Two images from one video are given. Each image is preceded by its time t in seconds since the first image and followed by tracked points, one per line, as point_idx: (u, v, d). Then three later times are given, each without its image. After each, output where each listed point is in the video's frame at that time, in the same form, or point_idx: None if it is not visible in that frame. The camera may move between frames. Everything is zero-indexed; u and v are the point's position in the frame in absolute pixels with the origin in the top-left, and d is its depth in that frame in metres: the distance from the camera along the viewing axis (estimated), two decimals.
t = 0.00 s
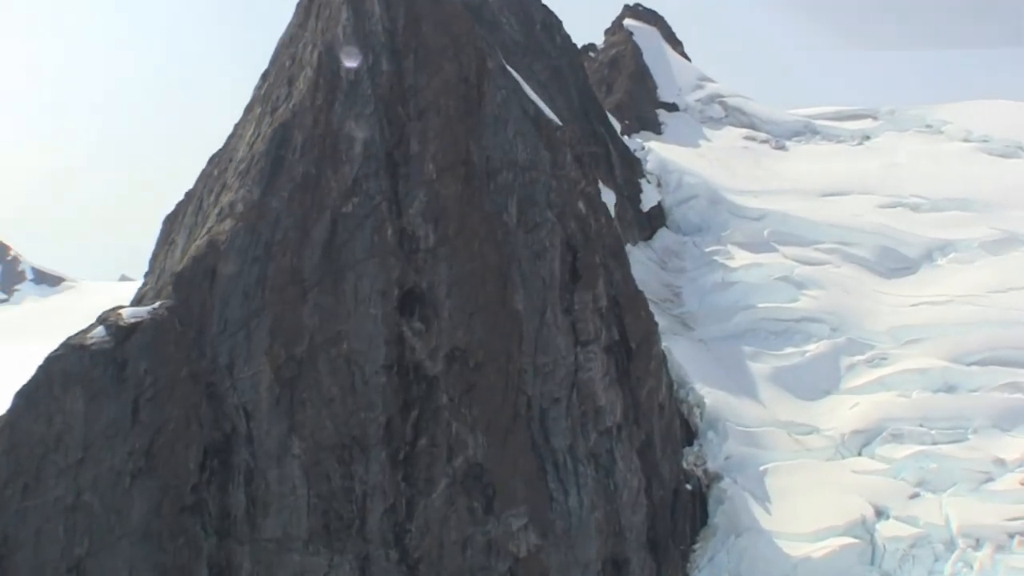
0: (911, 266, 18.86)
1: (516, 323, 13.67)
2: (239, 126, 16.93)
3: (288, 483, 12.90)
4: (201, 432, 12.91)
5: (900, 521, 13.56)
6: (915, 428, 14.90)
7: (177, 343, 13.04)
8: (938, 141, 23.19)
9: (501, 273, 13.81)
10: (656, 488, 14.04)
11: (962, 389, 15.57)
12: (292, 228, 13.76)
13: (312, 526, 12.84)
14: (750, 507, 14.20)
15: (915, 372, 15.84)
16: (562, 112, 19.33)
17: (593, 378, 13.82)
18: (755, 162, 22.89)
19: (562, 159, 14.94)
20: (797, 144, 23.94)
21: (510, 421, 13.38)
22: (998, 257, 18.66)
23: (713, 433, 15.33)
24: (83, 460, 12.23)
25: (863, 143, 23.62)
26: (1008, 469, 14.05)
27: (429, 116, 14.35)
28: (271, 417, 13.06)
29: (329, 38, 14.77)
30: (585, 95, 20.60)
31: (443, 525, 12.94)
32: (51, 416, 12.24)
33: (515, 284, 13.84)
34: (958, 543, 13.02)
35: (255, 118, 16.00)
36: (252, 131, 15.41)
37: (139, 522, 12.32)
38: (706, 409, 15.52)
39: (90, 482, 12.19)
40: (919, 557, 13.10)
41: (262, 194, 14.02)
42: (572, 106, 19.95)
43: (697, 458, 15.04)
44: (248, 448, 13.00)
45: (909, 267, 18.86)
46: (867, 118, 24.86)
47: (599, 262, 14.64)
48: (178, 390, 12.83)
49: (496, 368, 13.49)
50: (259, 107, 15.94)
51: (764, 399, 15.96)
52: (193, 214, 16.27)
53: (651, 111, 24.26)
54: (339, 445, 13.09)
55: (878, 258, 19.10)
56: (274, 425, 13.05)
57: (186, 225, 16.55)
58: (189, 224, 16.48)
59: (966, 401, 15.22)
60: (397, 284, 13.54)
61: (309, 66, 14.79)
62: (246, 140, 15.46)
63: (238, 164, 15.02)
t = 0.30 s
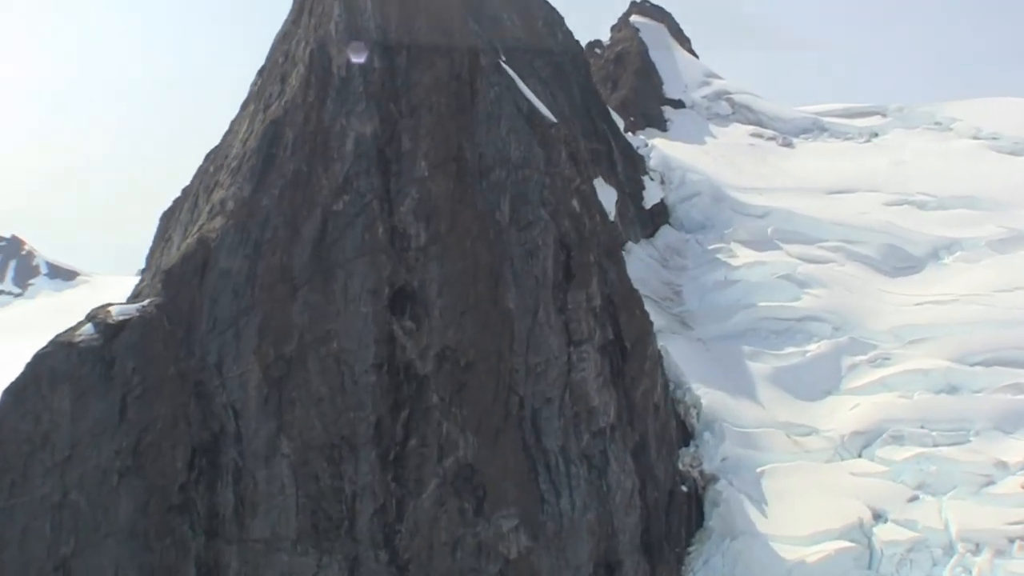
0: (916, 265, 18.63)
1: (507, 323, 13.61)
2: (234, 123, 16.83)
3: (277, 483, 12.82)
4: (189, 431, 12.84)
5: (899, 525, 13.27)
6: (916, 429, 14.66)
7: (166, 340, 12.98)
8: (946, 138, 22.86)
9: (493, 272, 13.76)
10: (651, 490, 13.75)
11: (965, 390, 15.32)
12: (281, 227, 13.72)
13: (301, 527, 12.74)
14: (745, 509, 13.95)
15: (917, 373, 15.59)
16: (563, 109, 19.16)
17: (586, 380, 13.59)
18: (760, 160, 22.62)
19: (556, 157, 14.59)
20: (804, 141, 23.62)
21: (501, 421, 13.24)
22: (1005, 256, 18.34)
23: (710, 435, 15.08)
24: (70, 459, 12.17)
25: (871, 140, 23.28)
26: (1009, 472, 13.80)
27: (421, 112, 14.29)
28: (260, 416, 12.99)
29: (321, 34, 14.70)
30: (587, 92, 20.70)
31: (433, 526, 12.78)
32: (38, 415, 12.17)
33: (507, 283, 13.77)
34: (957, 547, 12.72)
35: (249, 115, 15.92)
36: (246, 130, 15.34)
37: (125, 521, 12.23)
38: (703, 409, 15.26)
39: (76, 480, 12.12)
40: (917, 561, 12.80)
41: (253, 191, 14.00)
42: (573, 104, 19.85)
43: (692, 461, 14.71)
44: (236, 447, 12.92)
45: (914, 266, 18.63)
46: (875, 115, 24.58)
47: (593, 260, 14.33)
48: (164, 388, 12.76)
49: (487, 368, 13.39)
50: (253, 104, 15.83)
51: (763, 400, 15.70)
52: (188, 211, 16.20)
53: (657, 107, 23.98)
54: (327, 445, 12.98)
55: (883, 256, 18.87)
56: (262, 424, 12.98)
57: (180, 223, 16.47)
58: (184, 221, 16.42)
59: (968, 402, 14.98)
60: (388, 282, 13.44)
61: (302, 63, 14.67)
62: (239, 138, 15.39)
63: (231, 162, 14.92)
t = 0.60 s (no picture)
0: (923, 265, 18.38)
1: (498, 322, 13.42)
2: (231, 120, 16.80)
3: (264, 482, 12.80)
4: (175, 429, 12.88)
5: (895, 529, 13.05)
6: (915, 431, 14.49)
7: (155, 336, 13.03)
8: (957, 135, 22.53)
9: (485, 270, 13.59)
10: (643, 491, 13.53)
11: (965, 392, 15.18)
12: (272, 222, 13.69)
13: (287, 527, 12.72)
14: (738, 512, 13.69)
15: (918, 374, 15.44)
16: (564, 106, 19.04)
17: (578, 381, 13.34)
18: (767, 157, 22.33)
19: (551, 155, 14.31)
20: (812, 139, 23.34)
21: (491, 421, 13.10)
22: (1011, 255, 18.09)
23: (704, 436, 14.79)
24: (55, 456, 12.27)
25: (880, 138, 22.97)
26: (1009, 476, 13.61)
27: (414, 109, 14.17)
28: (248, 414, 12.98)
29: (316, 31, 14.69)
30: (590, 89, 20.33)
31: (421, 527, 12.70)
32: (25, 412, 12.35)
33: (499, 281, 13.56)
34: (954, 552, 12.53)
35: (244, 111, 15.91)
36: (241, 126, 15.31)
37: (110, 518, 12.31)
38: (698, 410, 14.98)
39: (61, 477, 12.22)
40: (912, 566, 12.58)
41: (243, 188, 13.98)
42: (575, 101, 19.66)
43: (686, 463, 14.39)
44: (224, 446, 12.93)
45: (920, 266, 18.38)
46: (884, 113, 24.26)
47: (587, 258, 14.10)
48: (152, 385, 12.81)
49: (478, 367, 13.25)
50: (248, 101, 15.77)
51: (761, 401, 15.49)
52: (183, 208, 16.17)
53: (664, 104, 23.75)
54: (316, 443, 12.94)
55: (888, 256, 18.61)
56: (250, 422, 12.97)
57: (173, 219, 16.41)
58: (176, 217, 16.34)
59: (969, 406, 14.82)
60: (379, 280, 13.39)
61: (296, 61, 14.70)
62: (233, 135, 15.36)
63: (224, 159, 14.87)
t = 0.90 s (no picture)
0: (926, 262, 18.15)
1: (488, 321, 13.30)
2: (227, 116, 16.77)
3: (251, 481, 12.73)
4: (162, 428, 12.91)
5: (889, 532, 12.85)
6: (913, 432, 14.28)
7: (142, 334, 13.17)
8: (965, 130, 22.22)
9: (475, 268, 13.46)
10: (634, 492, 13.38)
11: (966, 393, 14.94)
12: (261, 220, 13.71)
13: (274, 526, 12.64)
14: (730, 513, 13.54)
15: (918, 374, 15.20)
16: (564, 102, 18.93)
17: (568, 378, 13.25)
18: (773, 154, 22.06)
19: (543, 151, 14.20)
20: (819, 134, 23.07)
21: (480, 420, 12.98)
22: (1017, 253, 17.80)
23: (699, 436, 14.65)
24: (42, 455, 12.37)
25: (887, 133, 22.67)
26: (1008, 478, 13.40)
27: (404, 105, 14.13)
28: (235, 413, 12.95)
29: (308, 28, 14.68)
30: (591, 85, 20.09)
31: (408, 527, 12.60)
32: (12, 410, 12.48)
33: (489, 279, 13.45)
34: (948, 557, 12.31)
35: (237, 107, 15.84)
36: (234, 122, 15.27)
37: (95, 517, 12.35)
38: (692, 409, 14.85)
39: (47, 476, 12.31)
40: (906, 571, 12.38)
41: (232, 185, 14.05)
42: (575, 96, 19.52)
43: (679, 462, 14.32)
44: (212, 444, 12.90)
45: (924, 263, 18.15)
46: (892, 108, 23.97)
47: (579, 256, 13.96)
48: (138, 383, 12.91)
49: (467, 367, 13.13)
50: (241, 98, 15.73)
51: (756, 400, 15.32)
52: (176, 203, 16.12)
53: (669, 99, 23.56)
54: (304, 442, 12.87)
55: (891, 253, 18.41)
56: (237, 421, 12.94)
57: (166, 215, 16.39)
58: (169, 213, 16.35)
59: (969, 407, 14.58)
60: (367, 278, 13.33)
61: (288, 58, 14.69)
62: (226, 132, 15.33)
63: (217, 156, 14.83)
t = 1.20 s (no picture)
0: (929, 258, 17.87)
1: (476, 319, 13.19)
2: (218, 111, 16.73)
3: (233, 478, 12.71)
4: (145, 424, 12.92)
5: (882, 534, 12.63)
6: (909, 432, 14.05)
7: (127, 329, 13.15)
8: (972, 126, 21.92)
9: (462, 265, 13.37)
10: (621, 492, 13.20)
11: (965, 392, 14.68)
12: (248, 216, 13.66)
13: (256, 524, 12.62)
14: (720, 514, 13.33)
15: (916, 374, 14.94)
16: (561, 98, 18.80)
17: (555, 378, 13.08)
18: (777, 149, 21.79)
19: (533, 147, 14.03)
20: (824, 129, 22.79)
21: (465, 420, 12.90)
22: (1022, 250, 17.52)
23: (689, 435, 14.40)
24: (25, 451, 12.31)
25: (894, 129, 22.34)
26: (1004, 480, 13.19)
27: (394, 100, 13.95)
28: (218, 411, 12.93)
29: (297, 22, 14.53)
30: (590, 80, 19.91)
31: (392, 526, 12.52)
32: None
33: (476, 277, 13.34)
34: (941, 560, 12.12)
35: (227, 102, 15.69)
36: (223, 117, 15.20)
37: (77, 514, 12.32)
38: (683, 409, 14.61)
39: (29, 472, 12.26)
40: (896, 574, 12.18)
41: (220, 181, 13.98)
42: (574, 91, 19.37)
43: (670, 462, 14.09)
44: (195, 441, 12.91)
45: (927, 259, 17.87)
46: (898, 103, 23.66)
47: (568, 254, 13.74)
48: (122, 379, 12.90)
49: (453, 365, 13.01)
50: (230, 92, 15.62)
51: (750, 399, 15.12)
52: (165, 197, 16.06)
53: (672, 94, 23.29)
54: (288, 440, 12.85)
55: (894, 250, 18.11)
56: (220, 418, 12.91)
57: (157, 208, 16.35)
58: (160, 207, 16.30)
59: (968, 408, 14.32)
60: (354, 274, 13.22)
61: (276, 53, 14.58)
62: (215, 127, 15.28)
63: (205, 151, 14.81)
